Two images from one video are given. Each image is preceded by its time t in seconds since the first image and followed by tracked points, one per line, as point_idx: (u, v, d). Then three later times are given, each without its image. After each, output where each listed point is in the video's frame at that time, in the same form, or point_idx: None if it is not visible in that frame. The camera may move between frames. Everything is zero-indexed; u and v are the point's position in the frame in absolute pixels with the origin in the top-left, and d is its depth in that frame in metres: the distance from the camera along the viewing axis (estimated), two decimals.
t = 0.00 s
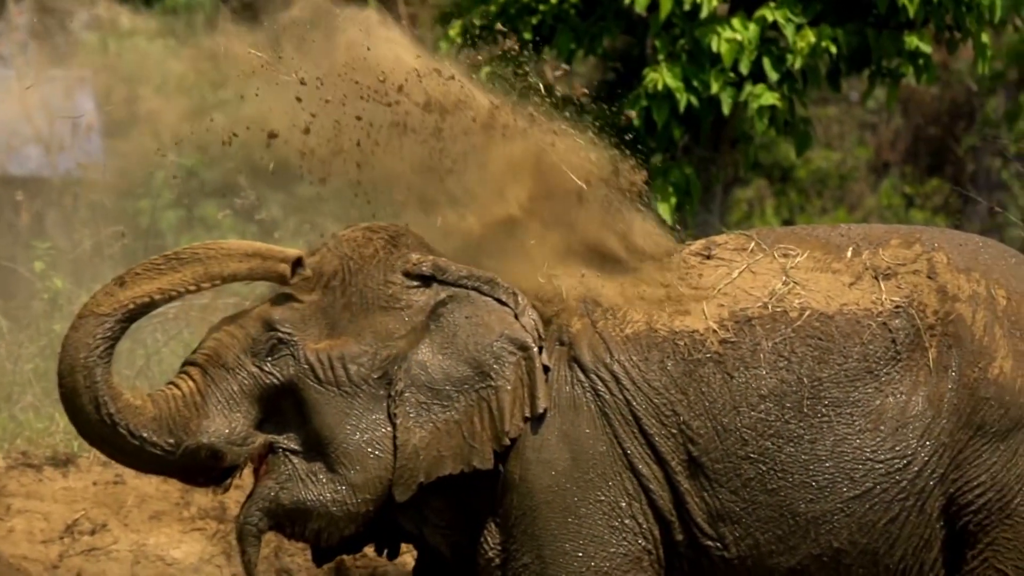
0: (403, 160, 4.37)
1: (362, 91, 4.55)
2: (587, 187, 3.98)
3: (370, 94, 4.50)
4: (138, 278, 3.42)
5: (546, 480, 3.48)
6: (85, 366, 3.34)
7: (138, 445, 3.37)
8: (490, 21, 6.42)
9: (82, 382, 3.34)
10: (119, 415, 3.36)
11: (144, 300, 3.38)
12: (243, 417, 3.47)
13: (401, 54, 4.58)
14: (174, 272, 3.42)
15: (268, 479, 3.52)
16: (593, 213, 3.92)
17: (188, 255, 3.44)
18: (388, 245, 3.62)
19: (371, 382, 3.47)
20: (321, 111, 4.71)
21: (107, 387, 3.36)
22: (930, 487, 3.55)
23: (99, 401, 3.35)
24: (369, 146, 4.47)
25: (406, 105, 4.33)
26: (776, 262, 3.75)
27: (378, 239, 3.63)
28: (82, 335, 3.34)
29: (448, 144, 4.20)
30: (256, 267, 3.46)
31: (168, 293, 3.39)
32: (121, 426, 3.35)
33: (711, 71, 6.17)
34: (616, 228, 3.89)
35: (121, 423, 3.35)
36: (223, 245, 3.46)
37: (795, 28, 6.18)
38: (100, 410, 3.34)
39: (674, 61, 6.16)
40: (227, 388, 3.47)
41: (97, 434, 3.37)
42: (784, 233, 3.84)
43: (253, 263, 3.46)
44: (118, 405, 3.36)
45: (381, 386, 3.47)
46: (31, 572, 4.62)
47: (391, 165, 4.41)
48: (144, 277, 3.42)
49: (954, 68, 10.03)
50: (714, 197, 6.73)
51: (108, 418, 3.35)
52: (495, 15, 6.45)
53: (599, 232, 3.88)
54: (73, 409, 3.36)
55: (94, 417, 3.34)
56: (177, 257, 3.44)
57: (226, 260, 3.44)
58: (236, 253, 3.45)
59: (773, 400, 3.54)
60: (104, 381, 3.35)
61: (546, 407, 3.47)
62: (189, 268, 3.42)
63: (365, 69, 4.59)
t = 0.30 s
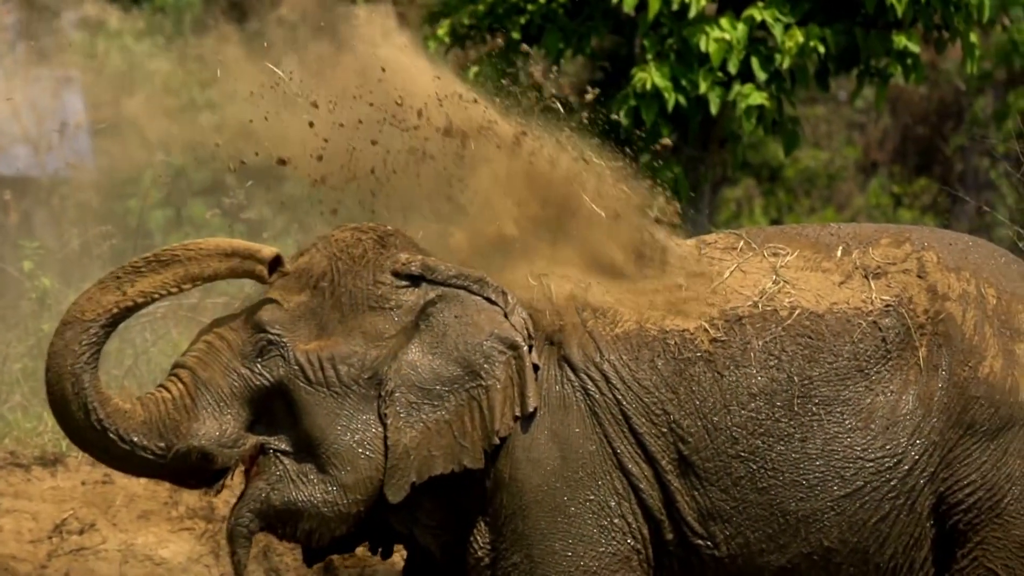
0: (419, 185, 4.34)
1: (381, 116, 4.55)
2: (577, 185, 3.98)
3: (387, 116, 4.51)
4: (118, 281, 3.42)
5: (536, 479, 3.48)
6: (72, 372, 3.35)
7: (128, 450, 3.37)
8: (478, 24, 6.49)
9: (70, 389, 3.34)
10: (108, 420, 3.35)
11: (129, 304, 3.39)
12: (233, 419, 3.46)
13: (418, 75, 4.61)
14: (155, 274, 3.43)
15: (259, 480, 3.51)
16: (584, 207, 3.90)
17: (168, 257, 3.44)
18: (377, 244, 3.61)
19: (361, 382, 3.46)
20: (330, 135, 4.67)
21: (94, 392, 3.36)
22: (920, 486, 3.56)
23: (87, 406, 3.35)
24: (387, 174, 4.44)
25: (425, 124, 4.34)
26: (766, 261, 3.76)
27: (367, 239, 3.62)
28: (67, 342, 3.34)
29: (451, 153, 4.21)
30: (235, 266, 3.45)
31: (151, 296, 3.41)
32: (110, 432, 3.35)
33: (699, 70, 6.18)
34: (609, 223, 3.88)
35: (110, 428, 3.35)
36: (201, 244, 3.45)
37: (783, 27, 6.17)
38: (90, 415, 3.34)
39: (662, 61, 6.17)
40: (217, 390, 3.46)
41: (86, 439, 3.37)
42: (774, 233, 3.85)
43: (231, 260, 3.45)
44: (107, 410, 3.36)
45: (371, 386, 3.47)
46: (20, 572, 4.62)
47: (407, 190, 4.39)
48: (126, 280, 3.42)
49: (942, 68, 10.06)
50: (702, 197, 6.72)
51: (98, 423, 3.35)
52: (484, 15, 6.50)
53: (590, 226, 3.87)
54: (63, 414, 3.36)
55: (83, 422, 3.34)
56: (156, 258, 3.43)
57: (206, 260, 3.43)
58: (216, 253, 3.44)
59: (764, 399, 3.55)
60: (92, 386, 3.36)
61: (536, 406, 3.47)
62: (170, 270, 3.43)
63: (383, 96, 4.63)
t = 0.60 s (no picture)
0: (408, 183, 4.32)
1: (392, 138, 4.50)
2: (564, 184, 3.99)
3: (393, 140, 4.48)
4: (102, 286, 3.40)
5: (527, 479, 3.48)
6: (61, 380, 3.34)
7: (120, 455, 3.37)
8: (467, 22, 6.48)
9: (59, 396, 3.34)
10: (100, 426, 3.36)
11: (114, 308, 3.38)
12: (224, 421, 3.46)
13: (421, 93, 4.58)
14: (137, 277, 3.41)
15: (251, 481, 3.52)
16: (574, 206, 3.91)
17: (148, 259, 3.41)
18: (367, 244, 3.61)
19: (353, 383, 3.46)
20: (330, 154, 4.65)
21: (84, 398, 3.36)
22: (911, 485, 3.57)
23: (78, 413, 3.35)
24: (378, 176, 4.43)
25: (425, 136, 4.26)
26: (757, 260, 3.75)
27: (358, 240, 3.62)
28: (54, 350, 3.33)
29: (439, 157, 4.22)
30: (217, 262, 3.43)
31: (136, 300, 3.41)
32: (102, 437, 3.35)
33: (689, 70, 6.18)
34: (599, 221, 3.89)
35: (102, 434, 3.36)
36: (179, 244, 3.42)
37: (773, 27, 6.18)
38: (81, 422, 3.34)
39: (652, 60, 6.19)
40: (208, 392, 3.46)
41: (79, 445, 3.37)
42: (765, 233, 3.85)
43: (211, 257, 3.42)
44: (99, 415, 3.36)
45: (362, 386, 3.46)
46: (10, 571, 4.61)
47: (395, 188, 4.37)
48: (107, 284, 3.40)
49: (931, 67, 10.07)
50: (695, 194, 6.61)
51: (89, 428, 3.35)
52: (473, 14, 6.50)
53: (581, 225, 3.88)
54: (54, 421, 3.36)
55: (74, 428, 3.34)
56: (138, 259, 3.41)
57: (188, 260, 3.42)
58: (196, 252, 3.42)
59: (755, 398, 3.55)
60: (81, 391, 3.35)
61: (527, 406, 3.47)
62: (153, 272, 3.42)
63: (393, 117, 4.58)
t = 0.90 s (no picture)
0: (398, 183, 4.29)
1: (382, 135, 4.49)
2: (567, 199, 3.94)
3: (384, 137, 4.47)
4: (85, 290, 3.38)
5: (519, 478, 3.48)
6: (50, 387, 3.33)
7: (113, 459, 3.36)
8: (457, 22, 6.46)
9: (49, 403, 3.32)
10: (92, 431, 3.35)
11: (99, 311, 3.37)
12: (217, 423, 3.46)
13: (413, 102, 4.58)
14: (119, 279, 3.39)
15: (244, 483, 3.51)
16: (564, 205, 3.91)
17: (128, 261, 3.39)
18: (358, 244, 3.60)
19: (345, 384, 3.45)
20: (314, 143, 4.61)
21: (75, 404, 3.34)
22: (903, 484, 3.57)
23: (68, 419, 3.33)
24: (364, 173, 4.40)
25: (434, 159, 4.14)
26: (749, 259, 3.75)
27: (349, 241, 3.61)
28: (41, 358, 3.32)
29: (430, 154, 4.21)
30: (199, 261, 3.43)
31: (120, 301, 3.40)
32: (94, 443, 3.34)
33: (679, 70, 6.18)
34: (589, 221, 3.90)
35: (94, 439, 3.35)
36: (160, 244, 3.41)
37: (763, 27, 6.19)
38: (72, 428, 3.33)
39: (642, 59, 6.19)
40: (200, 395, 3.46)
41: (71, 451, 3.36)
42: (756, 233, 3.85)
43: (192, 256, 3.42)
44: (90, 421, 3.35)
45: (354, 387, 3.46)
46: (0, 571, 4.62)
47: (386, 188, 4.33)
48: (88, 288, 3.38)
49: (921, 67, 10.09)
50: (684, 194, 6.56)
51: (81, 434, 3.34)
52: (463, 14, 6.49)
53: (572, 225, 3.88)
54: (45, 428, 3.35)
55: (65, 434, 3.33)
56: (119, 262, 3.39)
57: (169, 260, 3.41)
58: (179, 251, 3.41)
59: (747, 396, 3.56)
60: (71, 395, 3.34)
61: (520, 405, 3.47)
62: (136, 274, 3.40)
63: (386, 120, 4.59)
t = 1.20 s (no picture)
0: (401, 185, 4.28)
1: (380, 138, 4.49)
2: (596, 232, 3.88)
3: (382, 139, 4.47)
4: (74, 294, 3.38)
5: (517, 478, 3.47)
6: (45, 393, 3.32)
7: (112, 463, 3.36)
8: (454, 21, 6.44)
9: (45, 408, 3.32)
10: (90, 435, 3.34)
11: (90, 315, 3.37)
12: (215, 424, 3.45)
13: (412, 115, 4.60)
14: (107, 282, 3.40)
15: (243, 484, 3.51)
16: (593, 238, 3.86)
17: (115, 264, 3.40)
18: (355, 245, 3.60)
19: (343, 384, 3.45)
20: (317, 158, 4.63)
21: (71, 409, 3.34)
22: (901, 482, 3.58)
23: (65, 424, 3.33)
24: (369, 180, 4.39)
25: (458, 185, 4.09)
26: (748, 259, 3.76)
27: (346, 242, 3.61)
28: (36, 364, 3.31)
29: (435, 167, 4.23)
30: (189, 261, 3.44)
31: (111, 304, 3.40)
32: (92, 446, 3.34)
33: (676, 69, 6.18)
34: (584, 229, 3.90)
35: (93, 443, 3.34)
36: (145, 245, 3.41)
37: (759, 26, 6.20)
38: (70, 432, 3.33)
39: (639, 58, 6.19)
40: (197, 396, 3.45)
41: (70, 454, 3.36)
42: (754, 232, 3.87)
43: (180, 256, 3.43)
44: (88, 425, 3.35)
45: (352, 387, 3.46)
46: None
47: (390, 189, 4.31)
48: (77, 293, 3.38)
49: (919, 66, 10.10)
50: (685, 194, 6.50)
51: (80, 438, 3.33)
52: (459, 13, 6.47)
53: (576, 234, 3.88)
54: (42, 432, 3.34)
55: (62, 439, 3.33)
56: (107, 264, 3.39)
57: (157, 260, 3.42)
58: (167, 251, 3.42)
59: (745, 394, 3.56)
60: (66, 400, 3.34)
61: (518, 404, 3.47)
62: (124, 275, 3.41)
63: (387, 125, 4.60)
